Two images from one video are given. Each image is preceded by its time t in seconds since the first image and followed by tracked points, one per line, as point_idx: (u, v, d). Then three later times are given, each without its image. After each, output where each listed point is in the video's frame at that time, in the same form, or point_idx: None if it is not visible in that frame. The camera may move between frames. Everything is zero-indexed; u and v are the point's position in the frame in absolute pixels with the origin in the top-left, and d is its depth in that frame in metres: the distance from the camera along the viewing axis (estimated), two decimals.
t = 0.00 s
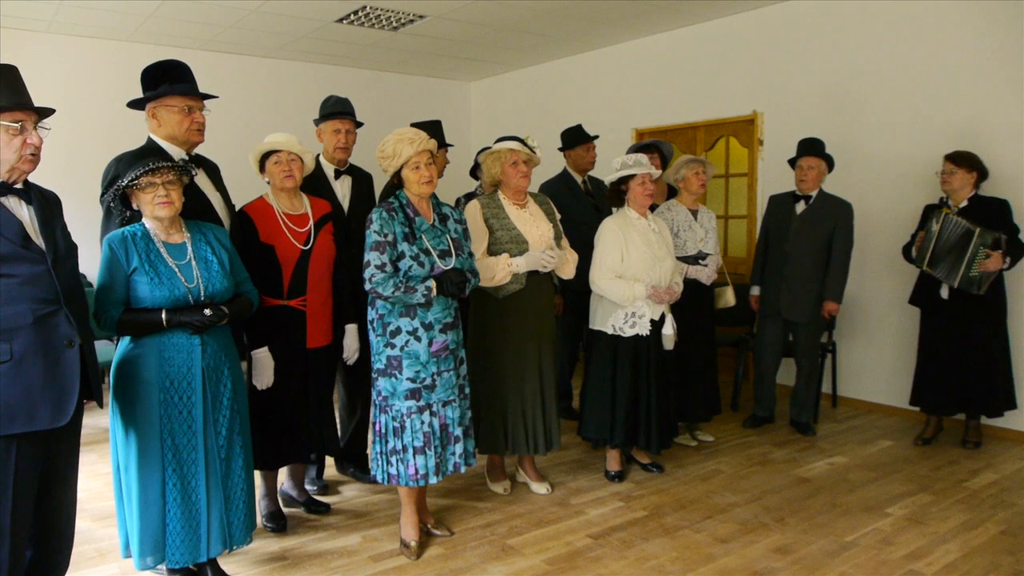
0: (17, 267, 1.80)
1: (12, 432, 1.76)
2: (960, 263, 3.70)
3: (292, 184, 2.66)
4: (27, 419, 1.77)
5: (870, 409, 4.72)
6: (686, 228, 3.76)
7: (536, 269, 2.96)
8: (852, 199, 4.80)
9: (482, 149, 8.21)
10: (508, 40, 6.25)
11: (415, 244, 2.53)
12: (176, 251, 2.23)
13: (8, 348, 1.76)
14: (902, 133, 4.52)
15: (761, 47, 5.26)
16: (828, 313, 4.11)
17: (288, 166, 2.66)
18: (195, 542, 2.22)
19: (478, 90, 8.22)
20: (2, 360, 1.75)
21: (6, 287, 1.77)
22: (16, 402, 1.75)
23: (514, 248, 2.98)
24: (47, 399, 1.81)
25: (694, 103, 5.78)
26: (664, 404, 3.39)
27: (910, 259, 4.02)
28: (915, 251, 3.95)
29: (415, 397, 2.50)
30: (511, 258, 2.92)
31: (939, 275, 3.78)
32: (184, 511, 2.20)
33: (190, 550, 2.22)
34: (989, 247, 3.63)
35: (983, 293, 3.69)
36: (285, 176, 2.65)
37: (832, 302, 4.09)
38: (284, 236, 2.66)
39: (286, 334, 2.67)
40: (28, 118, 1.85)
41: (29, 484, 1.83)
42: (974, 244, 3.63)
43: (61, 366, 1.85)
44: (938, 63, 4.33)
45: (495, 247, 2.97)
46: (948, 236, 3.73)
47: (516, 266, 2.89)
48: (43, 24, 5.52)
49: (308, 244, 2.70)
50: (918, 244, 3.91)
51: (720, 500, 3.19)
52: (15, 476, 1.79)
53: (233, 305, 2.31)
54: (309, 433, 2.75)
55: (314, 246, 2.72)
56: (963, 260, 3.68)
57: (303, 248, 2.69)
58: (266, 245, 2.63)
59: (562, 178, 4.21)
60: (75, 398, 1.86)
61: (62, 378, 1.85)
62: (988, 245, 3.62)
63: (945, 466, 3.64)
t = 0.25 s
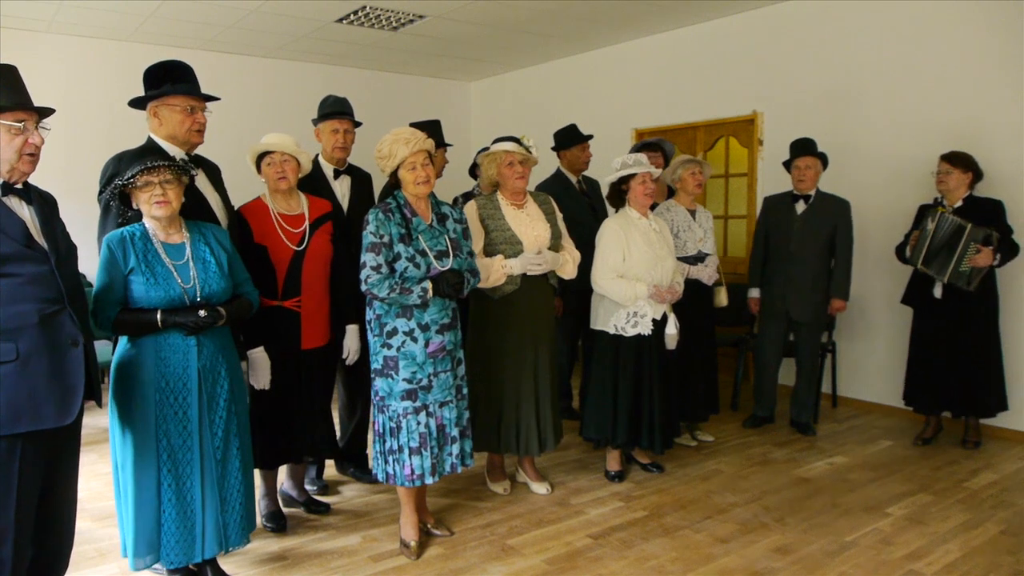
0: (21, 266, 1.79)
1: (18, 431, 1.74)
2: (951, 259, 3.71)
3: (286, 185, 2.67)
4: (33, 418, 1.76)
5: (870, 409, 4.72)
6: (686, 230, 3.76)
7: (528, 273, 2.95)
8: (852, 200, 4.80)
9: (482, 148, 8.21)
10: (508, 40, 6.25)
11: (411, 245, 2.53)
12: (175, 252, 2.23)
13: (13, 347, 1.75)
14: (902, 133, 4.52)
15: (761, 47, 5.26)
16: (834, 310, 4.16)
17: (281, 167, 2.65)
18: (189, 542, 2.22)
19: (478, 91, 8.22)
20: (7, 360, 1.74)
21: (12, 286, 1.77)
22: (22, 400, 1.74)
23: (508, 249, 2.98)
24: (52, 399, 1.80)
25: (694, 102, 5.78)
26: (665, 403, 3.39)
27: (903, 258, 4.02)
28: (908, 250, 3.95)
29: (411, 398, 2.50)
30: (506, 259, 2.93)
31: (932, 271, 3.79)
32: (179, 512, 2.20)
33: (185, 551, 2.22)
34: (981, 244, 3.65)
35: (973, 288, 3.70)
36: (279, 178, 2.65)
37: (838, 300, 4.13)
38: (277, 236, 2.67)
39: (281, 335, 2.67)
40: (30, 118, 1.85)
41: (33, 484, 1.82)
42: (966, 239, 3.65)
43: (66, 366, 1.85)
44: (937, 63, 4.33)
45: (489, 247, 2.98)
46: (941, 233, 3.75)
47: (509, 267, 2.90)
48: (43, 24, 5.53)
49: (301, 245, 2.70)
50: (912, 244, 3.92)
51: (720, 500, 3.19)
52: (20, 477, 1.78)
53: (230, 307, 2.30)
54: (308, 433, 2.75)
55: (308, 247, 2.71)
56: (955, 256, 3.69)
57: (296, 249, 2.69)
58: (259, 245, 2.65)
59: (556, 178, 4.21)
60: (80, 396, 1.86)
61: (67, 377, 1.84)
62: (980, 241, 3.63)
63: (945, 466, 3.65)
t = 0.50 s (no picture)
0: (27, 266, 1.79)
1: (26, 429, 1.75)
2: (943, 255, 3.72)
3: (280, 186, 2.66)
4: (41, 417, 1.76)
5: (870, 409, 4.71)
6: (688, 231, 3.75)
7: (522, 274, 2.96)
8: (852, 199, 4.79)
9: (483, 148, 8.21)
10: (508, 40, 6.25)
11: (407, 245, 2.53)
12: (175, 252, 2.22)
13: (21, 346, 1.75)
14: (902, 133, 4.52)
15: (760, 48, 5.26)
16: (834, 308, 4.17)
17: (275, 167, 2.65)
18: (186, 542, 2.22)
19: (478, 90, 8.22)
20: (15, 358, 1.74)
21: (18, 285, 1.77)
22: (29, 399, 1.75)
23: (504, 248, 2.99)
24: (59, 397, 1.80)
25: (694, 102, 5.77)
26: (665, 403, 3.39)
27: (898, 257, 4.03)
28: (904, 249, 3.96)
29: (408, 398, 2.50)
30: (501, 259, 2.95)
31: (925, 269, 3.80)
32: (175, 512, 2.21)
33: (180, 551, 2.22)
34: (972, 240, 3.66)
35: (965, 284, 3.71)
36: (273, 178, 2.65)
37: (839, 298, 4.15)
38: (272, 237, 2.68)
39: (279, 334, 2.67)
40: (33, 118, 1.85)
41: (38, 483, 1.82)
42: (957, 234, 3.67)
43: (72, 365, 1.85)
44: (937, 62, 4.33)
45: (487, 247, 3.00)
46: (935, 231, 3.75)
47: (504, 268, 2.92)
48: (44, 24, 5.53)
49: (295, 246, 2.70)
50: (909, 242, 3.92)
51: (720, 500, 3.19)
52: (26, 477, 1.77)
53: (229, 307, 2.29)
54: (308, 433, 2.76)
55: (302, 248, 2.71)
56: (946, 252, 3.71)
57: (290, 250, 2.69)
58: (254, 246, 2.66)
59: (553, 178, 4.20)
60: (86, 395, 1.87)
61: (73, 376, 1.85)
62: (972, 236, 3.64)
63: (945, 466, 3.64)
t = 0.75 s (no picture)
0: (33, 265, 1.79)
1: (33, 428, 1.75)
2: (937, 253, 3.73)
3: (279, 184, 2.66)
4: (48, 415, 1.76)
5: (871, 409, 4.71)
6: (691, 231, 3.75)
7: (524, 275, 2.97)
8: (853, 199, 4.79)
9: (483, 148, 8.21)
10: (509, 40, 6.26)
11: (405, 244, 2.52)
12: (175, 252, 2.22)
13: (29, 345, 1.75)
14: (902, 133, 4.52)
15: (760, 48, 5.26)
16: (831, 308, 4.17)
17: (275, 165, 2.65)
18: (182, 543, 2.23)
19: (478, 90, 8.22)
20: (22, 358, 1.74)
21: (24, 285, 1.77)
22: (37, 397, 1.75)
23: (507, 249, 2.99)
24: (66, 395, 1.81)
25: (694, 102, 5.78)
26: (665, 404, 3.39)
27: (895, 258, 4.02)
28: (901, 249, 3.96)
29: (406, 397, 2.50)
30: (504, 259, 2.95)
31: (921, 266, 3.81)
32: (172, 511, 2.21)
33: (177, 551, 2.23)
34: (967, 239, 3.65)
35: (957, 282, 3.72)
36: (272, 177, 2.65)
37: (837, 297, 4.15)
38: (268, 236, 2.68)
39: (277, 333, 2.68)
40: (37, 118, 1.86)
41: (42, 483, 1.81)
42: (951, 232, 3.67)
43: (78, 363, 1.86)
44: (937, 62, 4.33)
45: (489, 246, 3.00)
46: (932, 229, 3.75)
47: (505, 269, 2.91)
48: (45, 24, 5.53)
49: (292, 245, 2.70)
50: (906, 243, 3.92)
51: (720, 500, 3.19)
52: (31, 477, 1.77)
53: (228, 308, 2.28)
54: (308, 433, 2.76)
55: (298, 248, 2.71)
56: (940, 249, 3.71)
57: (286, 249, 2.69)
58: (251, 244, 2.67)
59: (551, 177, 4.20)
60: (92, 392, 1.87)
61: (79, 374, 1.85)
62: (966, 234, 3.63)
63: (945, 466, 3.64)
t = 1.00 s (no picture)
0: (38, 265, 1.79)
1: (39, 426, 1.75)
2: (935, 252, 3.72)
3: (280, 182, 2.66)
4: (54, 414, 1.77)
5: (871, 408, 4.71)
6: (696, 232, 3.74)
7: (536, 275, 2.98)
8: (853, 199, 4.79)
9: (484, 148, 8.21)
10: (509, 40, 6.26)
11: (404, 244, 2.52)
12: (176, 252, 2.22)
13: (35, 345, 1.75)
14: (902, 133, 4.52)
15: (761, 48, 5.26)
16: (826, 308, 4.15)
17: (276, 163, 2.66)
18: (180, 543, 2.23)
19: (478, 90, 8.22)
20: (28, 357, 1.74)
21: (29, 285, 1.77)
22: (43, 396, 1.75)
23: (518, 249, 2.99)
24: (72, 394, 1.81)
25: (695, 102, 5.77)
26: (665, 404, 3.39)
27: (892, 259, 4.03)
28: (898, 250, 3.96)
29: (404, 397, 2.51)
30: (515, 258, 2.95)
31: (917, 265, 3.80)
32: (170, 511, 2.21)
33: (175, 551, 2.23)
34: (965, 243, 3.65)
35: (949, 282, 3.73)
36: (274, 176, 2.65)
37: (832, 298, 4.14)
38: (267, 234, 2.68)
39: (279, 332, 2.68)
40: (43, 120, 1.87)
41: (45, 482, 1.81)
42: (951, 233, 3.66)
43: (83, 361, 1.86)
44: (937, 62, 4.32)
45: (498, 246, 2.98)
46: (930, 231, 3.75)
47: (518, 268, 2.92)
48: (45, 24, 5.53)
49: (290, 245, 2.70)
50: (904, 243, 3.92)
51: (721, 500, 3.19)
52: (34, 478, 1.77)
53: (227, 309, 2.27)
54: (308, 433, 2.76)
55: (297, 248, 2.71)
56: (938, 249, 3.71)
57: (284, 248, 2.69)
58: (249, 242, 2.68)
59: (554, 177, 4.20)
60: (97, 391, 1.87)
61: (84, 373, 1.85)
62: (965, 237, 3.63)
63: (945, 466, 3.64)
